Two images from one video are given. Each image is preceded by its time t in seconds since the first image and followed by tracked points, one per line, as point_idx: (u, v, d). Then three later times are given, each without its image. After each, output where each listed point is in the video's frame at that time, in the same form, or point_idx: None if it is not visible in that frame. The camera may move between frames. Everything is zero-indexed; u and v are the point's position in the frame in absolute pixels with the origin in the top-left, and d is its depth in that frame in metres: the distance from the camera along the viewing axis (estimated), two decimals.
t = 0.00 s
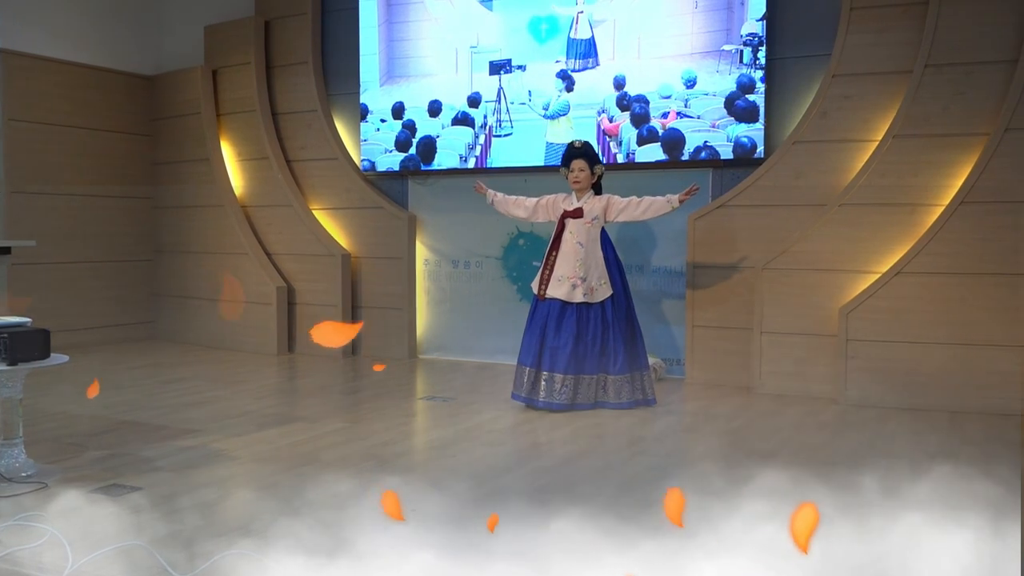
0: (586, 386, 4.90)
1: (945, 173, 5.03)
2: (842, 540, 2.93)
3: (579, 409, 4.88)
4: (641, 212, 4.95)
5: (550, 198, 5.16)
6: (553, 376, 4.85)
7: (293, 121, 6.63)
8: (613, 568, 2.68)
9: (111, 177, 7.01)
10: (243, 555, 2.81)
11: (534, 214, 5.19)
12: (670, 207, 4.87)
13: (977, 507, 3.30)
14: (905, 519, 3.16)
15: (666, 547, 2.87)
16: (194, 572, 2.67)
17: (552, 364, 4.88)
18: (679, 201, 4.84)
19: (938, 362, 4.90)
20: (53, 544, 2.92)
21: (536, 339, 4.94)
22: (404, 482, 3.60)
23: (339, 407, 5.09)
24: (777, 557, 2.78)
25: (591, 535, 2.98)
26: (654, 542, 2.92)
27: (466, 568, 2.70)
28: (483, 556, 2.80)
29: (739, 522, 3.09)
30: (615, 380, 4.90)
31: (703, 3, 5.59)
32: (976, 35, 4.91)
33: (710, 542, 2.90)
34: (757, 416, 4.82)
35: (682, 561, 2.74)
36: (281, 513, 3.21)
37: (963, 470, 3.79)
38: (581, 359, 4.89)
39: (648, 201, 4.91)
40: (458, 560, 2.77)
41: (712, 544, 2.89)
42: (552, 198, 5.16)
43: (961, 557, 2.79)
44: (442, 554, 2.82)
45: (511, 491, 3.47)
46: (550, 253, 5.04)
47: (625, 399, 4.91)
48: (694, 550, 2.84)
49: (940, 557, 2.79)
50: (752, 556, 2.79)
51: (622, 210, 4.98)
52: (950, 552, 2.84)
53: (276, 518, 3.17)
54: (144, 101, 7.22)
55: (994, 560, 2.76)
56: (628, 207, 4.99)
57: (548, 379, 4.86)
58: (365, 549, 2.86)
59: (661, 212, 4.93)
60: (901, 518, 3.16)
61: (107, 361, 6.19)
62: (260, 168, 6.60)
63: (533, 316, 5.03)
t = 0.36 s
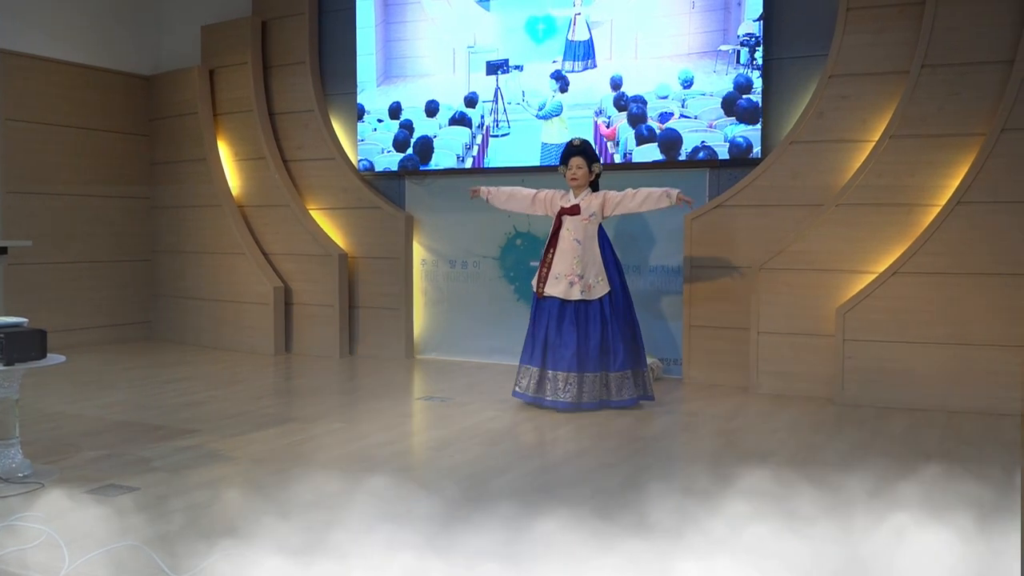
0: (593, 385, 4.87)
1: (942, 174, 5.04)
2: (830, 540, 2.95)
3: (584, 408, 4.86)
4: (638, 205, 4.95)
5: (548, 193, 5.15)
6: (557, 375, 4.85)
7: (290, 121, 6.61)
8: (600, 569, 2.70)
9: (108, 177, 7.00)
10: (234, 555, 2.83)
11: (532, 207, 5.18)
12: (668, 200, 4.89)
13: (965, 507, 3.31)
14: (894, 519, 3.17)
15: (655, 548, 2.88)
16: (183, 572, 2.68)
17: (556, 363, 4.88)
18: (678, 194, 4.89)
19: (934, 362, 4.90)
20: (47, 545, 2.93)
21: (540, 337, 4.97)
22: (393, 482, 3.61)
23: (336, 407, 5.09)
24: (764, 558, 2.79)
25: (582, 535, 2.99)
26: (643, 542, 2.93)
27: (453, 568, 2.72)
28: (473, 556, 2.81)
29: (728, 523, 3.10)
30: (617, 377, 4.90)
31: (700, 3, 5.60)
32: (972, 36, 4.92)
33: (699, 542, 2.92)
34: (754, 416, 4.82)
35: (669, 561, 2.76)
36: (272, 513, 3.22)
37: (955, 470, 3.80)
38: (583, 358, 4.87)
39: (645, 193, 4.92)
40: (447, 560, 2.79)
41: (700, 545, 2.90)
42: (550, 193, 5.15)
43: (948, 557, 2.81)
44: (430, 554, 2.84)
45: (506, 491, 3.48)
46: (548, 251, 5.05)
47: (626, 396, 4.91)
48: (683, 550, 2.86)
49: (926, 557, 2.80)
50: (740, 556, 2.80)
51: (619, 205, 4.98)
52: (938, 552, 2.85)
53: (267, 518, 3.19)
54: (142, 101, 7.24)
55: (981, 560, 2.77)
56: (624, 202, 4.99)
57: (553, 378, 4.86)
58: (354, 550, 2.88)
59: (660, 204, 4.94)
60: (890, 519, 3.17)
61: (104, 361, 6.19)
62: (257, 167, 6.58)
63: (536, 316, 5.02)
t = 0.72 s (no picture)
0: (578, 387, 4.85)
1: (931, 175, 5.06)
2: (816, 540, 2.97)
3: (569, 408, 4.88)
4: (626, 207, 4.95)
5: (536, 193, 5.15)
6: (540, 373, 4.87)
7: (280, 122, 6.58)
8: (585, 568, 2.72)
9: (97, 178, 6.97)
10: (222, 556, 2.83)
11: (521, 207, 5.21)
12: (654, 199, 4.90)
13: (950, 506, 3.33)
14: (879, 518, 3.20)
15: (642, 547, 2.89)
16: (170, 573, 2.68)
17: (540, 362, 4.90)
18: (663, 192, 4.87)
19: (923, 363, 4.93)
20: (37, 548, 2.90)
21: (527, 336, 5.00)
22: (379, 483, 3.60)
23: (327, 409, 5.08)
24: (751, 558, 2.81)
25: (570, 535, 3.00)
26: (630, 541, 2.94)
27: (441, 568, 2.72)
28: (461, 556, 2.82)
29: (715, 522, 3.12)
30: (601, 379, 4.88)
31: (691, 5, 5.61)
32: (960, 38, 4.95)
33: (686, 542, 2.93)
34: (743, 417, 4.83)
35: (655, 560, 2.78)
36: (257, 513, 3.23)
37: (941, 469, 3.82)
38: (566, 357, 4.88)
39: (632, 194, 4.92)
40: (435, 560, 2.79)
41: (686, 544, 2.92)
42: (538, 194, 5.16)
43: (932, 556, 2.83)
44: (417, 554, 2.84)
45: (496, 492, 3.48)
46: (536, 251, 5.05)
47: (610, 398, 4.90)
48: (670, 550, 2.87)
49: (910, 555, 2.83)
50: (727, 556, 2.81)
51: (608, 207, 4.98)
52: (923, 550, 2.87)
53: (253, 518, 3.20)
54: (130, 101, 7.19)
55: (965, 558, 2.80)
56: (614, 204, 4.98)
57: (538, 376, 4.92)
58: (342, 550, 2.88)
59: (646, 204, 4.94)
60: (876, 518, 3.20)
61: (92, 363, 6.16)
62: (246, 168, 6.54)
63: (524, 315, 5.04)
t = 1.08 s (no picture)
0: (566, 397, 4.84)
1: (925, 184, 5.08)
2: (802, 541, 3.03)
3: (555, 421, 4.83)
4: (617, 222, 4.95)
5: (528, 205, 5.16)
6: (526, 385, 4.89)
7: (276, 131, 6.55)
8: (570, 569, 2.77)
9: (92, 186, 6.96)
10: (216, 559, 2.87)
11: (512, 220, 5.20)
12: (644, 217, 4.88)
13: (935, 508, 3.39)
14: (864, 519, 3.26)
15: (628, 547, 2.95)
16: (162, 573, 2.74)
17: (526, 374, 4.92)
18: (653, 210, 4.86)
19: (918, 371, 4.94)
20: (31, 556, 2.89)
21: (515, 347, 5.01)
22: (368, 488, 3.66)
23: (323, 418, 5.08)
24: (737, 558, 2.87)
25: (559, 538, 3.04)
26: (616, 543, 2.99)
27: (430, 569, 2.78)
28: (451, 558, 2.87)
29: (701, 525, 3.18)
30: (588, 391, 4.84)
31: (686, 14, 5.63)
32: (954, 48, 4.98)
33: (673, 543, 2.99)
34: (738, 425, 4.84)
35: (640, 561, 2.84)
36: (244, 514, 3.32)
37: (928, 471, 3.92)
38: (555, 369, 4.89)
39: (624, 211, 4.91)
40: (423, 561, 2.85)
41: (673, 545, 2.97)
42: (530, 206, 5.16)
43: (916, 555, 2.89)
44: (404, 554, 2.90)
45: (492, 499, 3.49)
46: (527, 262, 5.06)
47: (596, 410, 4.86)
48: (657, 551, 2.92)
49: (893, 555, 2.89)
50: (715, 557, 2.86)
51: (599, 222, 4.98)
52: (908, 551, 2.92)
53: (239, 517, 3.29)
54: (127, 110, 7.19)
55: (949, 558, 2.86)
56: (605, 219, 4.99)
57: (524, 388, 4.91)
58: (333, 551, 2.94)
59: (637, 222, 4.93)
60: (862, 519, 3.26)
61: (87, 371, 6.15)
62: (242, 177, 6.52)
63: (514, 326, 5.05)
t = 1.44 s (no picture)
0: (565, 399, 4.83)
1: (920, 190, 5.09)
2: (788, 541, 3.08)
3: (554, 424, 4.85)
4: (611, 216, 4.95)
5: (525, 204, 5.18)
6: (528, 389, 4.87)
7: (271, 136, 6.53)
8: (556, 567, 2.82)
9: (88, 191, 6.95)
10: (209, 559, 2.90)
11: (510, 218, 5.21)
12: (639, 208, 4.89)
13: (920, 508, 3.45)
14: (850, 519, 3.32)
15: (614, 547, 3.00)
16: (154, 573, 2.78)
17: (527, 377, 4.91)
18: (648, 203, 4.86)
19: (913, 376, 4.94)
20: (24, 561, 2.88)
21: (514, 350, 4.99)
22: (348, 482, 3.82)
23: (318, 423, 5.07)
24: (725, 558, 2.92)
25: (545, 539, 3.08)
26: (603, 543, 3.04)
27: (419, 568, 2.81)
28: (440, 556, 2.91)
29: (688, 525, 3.23)
30: (583, 393, 4.84)
31: (681, 20, 5.65)
32: (948, 54, 4.99)
33: (659, 543, 3.04)
34: (734, 429, 4.84)
35: (625, 560, 2.88)
36: (232, 514, 3.38)
37: (916, 470, 4.01)
38: (553, 371, 4.88)
39: (618, 203, 4.91)
40: (409, 560, 2.89)
41: (659, 545, 3.01)
42: (526, 206, 5.17)
43: (900, 554, 2.95)
44: (391, 554, 2.94)
45: (486, 503, 3.49)
46: (525, 265, 5.07)
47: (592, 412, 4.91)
48: (644, 551, 2.97)
49: (878, 554, 2.95)
50: (703, 557, 2.91)
51: (595, 216, 4.98)
52: (894, 551, 2.98)
53: (226, 518, 3.34)
54: (122, 115, 7.16)
55: (933, 557, 2.91)
56: (601, 212, 4.98)
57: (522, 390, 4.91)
58: (325, 551, 2.99)
59: (632, 214, 4.93)
60: (848, 519, 3.33)
61: (82, 377, 6.13)
62: (237, 182, 6.48)
63: (513, 329, 5.03)
